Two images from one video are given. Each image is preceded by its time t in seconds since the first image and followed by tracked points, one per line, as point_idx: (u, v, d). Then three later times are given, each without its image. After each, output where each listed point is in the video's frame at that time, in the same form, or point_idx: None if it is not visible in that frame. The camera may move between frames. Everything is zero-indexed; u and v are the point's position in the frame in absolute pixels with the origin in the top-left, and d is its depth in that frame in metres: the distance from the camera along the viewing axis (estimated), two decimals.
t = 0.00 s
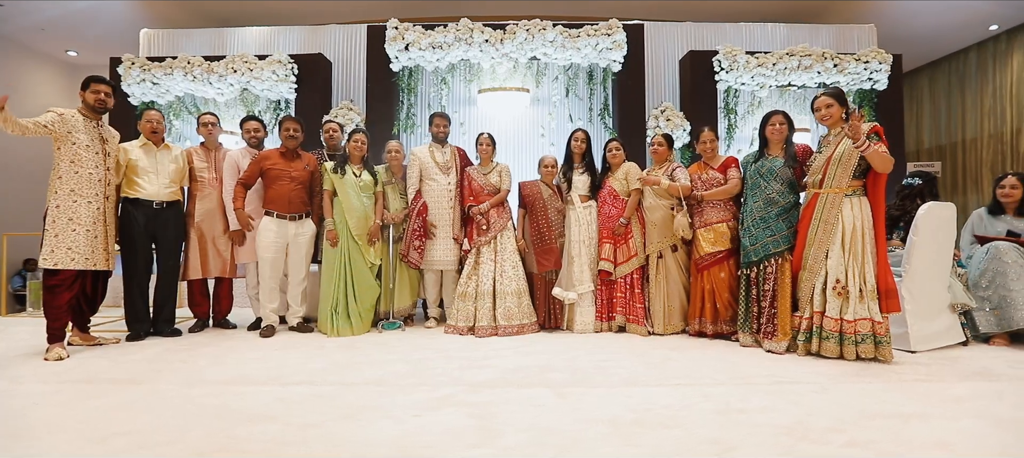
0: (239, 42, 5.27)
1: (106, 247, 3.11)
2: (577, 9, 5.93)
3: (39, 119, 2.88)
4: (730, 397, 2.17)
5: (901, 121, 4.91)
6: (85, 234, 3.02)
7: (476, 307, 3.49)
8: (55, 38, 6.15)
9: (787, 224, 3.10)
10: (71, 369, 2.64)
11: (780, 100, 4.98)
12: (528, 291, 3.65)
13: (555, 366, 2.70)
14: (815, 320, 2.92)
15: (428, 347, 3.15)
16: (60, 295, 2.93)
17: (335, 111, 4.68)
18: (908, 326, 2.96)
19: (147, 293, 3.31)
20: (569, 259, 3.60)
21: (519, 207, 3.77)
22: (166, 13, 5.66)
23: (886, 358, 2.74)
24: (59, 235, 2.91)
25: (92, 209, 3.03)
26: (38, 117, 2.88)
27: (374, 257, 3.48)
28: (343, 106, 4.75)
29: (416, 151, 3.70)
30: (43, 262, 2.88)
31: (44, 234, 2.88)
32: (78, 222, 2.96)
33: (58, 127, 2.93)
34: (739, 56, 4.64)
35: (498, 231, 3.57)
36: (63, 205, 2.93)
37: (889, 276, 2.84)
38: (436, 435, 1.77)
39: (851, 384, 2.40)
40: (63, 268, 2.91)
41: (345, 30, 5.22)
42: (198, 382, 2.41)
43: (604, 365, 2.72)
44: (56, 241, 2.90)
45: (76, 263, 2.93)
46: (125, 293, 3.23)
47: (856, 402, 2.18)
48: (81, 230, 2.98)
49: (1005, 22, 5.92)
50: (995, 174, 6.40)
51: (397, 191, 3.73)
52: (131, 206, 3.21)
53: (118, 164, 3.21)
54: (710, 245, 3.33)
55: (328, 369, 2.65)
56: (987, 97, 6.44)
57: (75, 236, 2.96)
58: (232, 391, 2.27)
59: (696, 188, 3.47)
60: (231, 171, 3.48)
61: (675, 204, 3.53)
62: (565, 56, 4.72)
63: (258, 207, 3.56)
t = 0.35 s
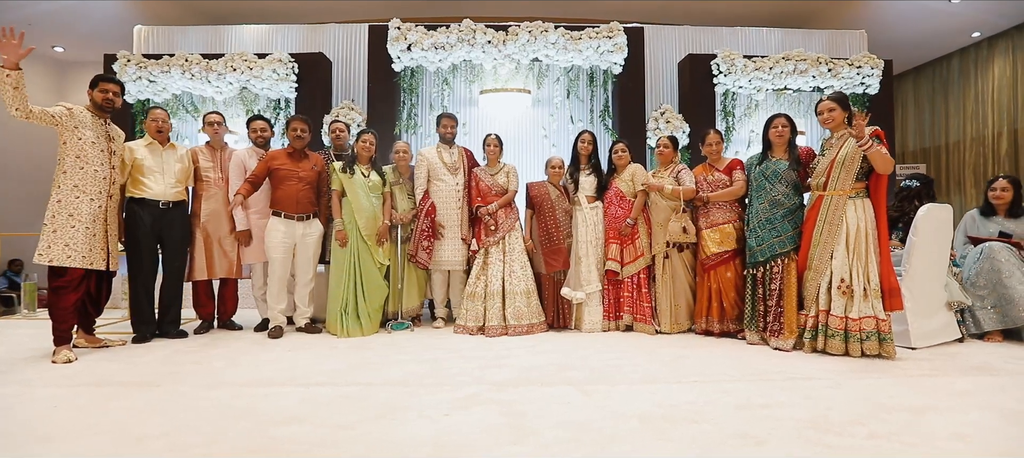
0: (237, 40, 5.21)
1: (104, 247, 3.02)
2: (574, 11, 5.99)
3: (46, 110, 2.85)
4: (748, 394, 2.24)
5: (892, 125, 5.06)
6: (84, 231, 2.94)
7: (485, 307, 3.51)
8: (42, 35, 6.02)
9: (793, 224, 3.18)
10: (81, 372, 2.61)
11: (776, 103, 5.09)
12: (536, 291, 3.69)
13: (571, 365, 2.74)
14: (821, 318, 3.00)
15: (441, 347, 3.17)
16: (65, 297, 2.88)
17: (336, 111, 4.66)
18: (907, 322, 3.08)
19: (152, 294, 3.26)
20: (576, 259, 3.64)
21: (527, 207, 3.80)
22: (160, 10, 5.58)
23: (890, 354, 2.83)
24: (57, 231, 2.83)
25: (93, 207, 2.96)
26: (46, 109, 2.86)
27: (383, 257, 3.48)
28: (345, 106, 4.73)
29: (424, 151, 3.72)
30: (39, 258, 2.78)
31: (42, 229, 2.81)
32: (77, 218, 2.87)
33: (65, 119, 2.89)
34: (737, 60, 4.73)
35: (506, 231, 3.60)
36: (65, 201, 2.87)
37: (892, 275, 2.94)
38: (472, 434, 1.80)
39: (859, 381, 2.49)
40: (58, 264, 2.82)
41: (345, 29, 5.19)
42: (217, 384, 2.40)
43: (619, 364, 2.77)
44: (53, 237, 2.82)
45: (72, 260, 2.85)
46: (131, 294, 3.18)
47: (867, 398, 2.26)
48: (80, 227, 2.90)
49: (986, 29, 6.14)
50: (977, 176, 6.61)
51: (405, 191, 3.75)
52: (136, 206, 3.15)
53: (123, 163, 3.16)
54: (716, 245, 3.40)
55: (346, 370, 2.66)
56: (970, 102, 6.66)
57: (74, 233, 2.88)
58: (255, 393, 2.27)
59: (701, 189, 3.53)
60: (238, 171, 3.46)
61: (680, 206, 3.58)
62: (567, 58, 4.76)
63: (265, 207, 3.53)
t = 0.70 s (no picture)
0: (234, 38, 5.16)
1: (105, 248, 2.97)
2: (572, 13, 6.04)
3: (52, 109, 2.83)
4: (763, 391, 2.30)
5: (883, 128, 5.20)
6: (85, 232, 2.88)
7: (494, 308, 3.53)
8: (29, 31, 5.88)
9: (797, 225, 3.26)
10: (93, 376, 2.57)
11: (772, 106, 5.20)
12: (544, 291, 3.72)
13: (586, 364, 2.78)
14: (825, 316, 3.08)
15: (453, 347, 3.18)
16: (71, 299, 2.83)
17: (337, 111, 4.63)
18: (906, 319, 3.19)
19: (158, 296, 3.22)
20: (583, 259, 3.68)
21: (533, 208, 3.84)
22: (153, 7, 5.48)
23: (893, 350, 2.93)
24: (58, 232, 2.77)
25: (96, 208, 2.91)
26: (52, 108, 2.83)
27: (392, 258, 3.48)
28: (346, 106, 4.71)
29: (431, 152, 3.73)
30: (37, 258, 2.73)
31: (42, 229, 2.76)
32: (79, 219, 2.83)
33: (71, 119, 2.86)
34: (735, 63, 4.80)
35: (514, 232, 3.62)
36: (67, 200, 2.82)
37: (893, 274, 3.04)
38: (505, 434, 1.83)
39: (866, 377, 2.57)
40: (56, 266, 2.76)
41: (344, 29, 5.16)
42: (236, 386, 2.39)
43: (632, 363, 2.82)
44: (54, 237, 2.77)
45: (71, 262, 2.79)
46: (137, 296, 3.13)
47: (877, 393, 2.34)
48: (81, 228, 2.85)
49: (969, 35, 6.35)
50: (960, 177, 6.83)
51: (412, 192, 3.74)
52: (142, 207, 3.11)
53: (129, 164, 3.11)
54: (721, 245, 3.47)
55: (363, 371, 2.66)
56: (954, 105, 6.87)
57: (75, 234, 2.83)
58: (277, 395, 2.26)
59: (706, 190, 3.60)
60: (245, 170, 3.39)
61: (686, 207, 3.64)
62: (568, 60, 4.80)
63: (273, 208, 3.50)
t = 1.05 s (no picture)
0: (229, 36, 5.09)
1: (109, 250, 2.90)
2: (568, 16, 6.10)
3: (56, 108, 2.76)
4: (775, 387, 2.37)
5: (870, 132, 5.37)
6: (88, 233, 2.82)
7: (500, 308, 3.56)
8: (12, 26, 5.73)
9: (797, 227, 3.35)
10: (103, 379, 2.54)
11: (765, 110, 5.32)
12: (549, 292, 3.76)
13: (598, 363, 2.83)
14: (825, 315, 3.17)
15: (463, 348, 3.20)
16: (76, 301, 2.77)
17: (336, 111, 4.60)
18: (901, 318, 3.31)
19: (163, 298, 3.18)
20: (587, 260, 3.73)
21: (538, 210, 3.88)
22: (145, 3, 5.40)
23: (890, 348, 3.03)
24: (61, 233, 2.70)
25: (99, 209, 2.85)
26: (56, 107, 2.76)
27: (398, 259, 3.48)
28: (346, 106, 4.69)
29: (437, 153, 3.73)
30: (40, 260, 2.67)
31: (45, 230, 2.69)
32: (83, 220, 2.76)
33: (76, 118, 2.79)
34: (730, 68, 4.91)
35: (519, 233, 3.64)
36: (70, 201, 2.75)
37: (890, 274, 3.15)
38: (533, 431, 1.87)
39: (868, 373, 2.67)
40: (59, 268, 2.69)
41: (342, 28, 5.12)
42: (253, 388, 2.38)
43: (642, 361, 2.88)
44: (57, 238, 2.70)
45: (75, 264, 2.71)
46: (141, 298, 3.09)
47: (881, 389, 2.43)
48: (85, 229, 2.78)
49: (950, 43, 6.58)
50: (941, 180, 7.06)
51: (417, 194, 3.75)
52: (147, 208, 3.07)
53: (133, 164, 3.06)
54: (723, 246, 3.55)
55: (378, 372, 2.67)
56: (934, 110, 7.12)
57: (79, 235, 2.76)
58: (297, 396, 2.26)
59: (707, 193, 3.67)
60: (250, 171, 3.38)
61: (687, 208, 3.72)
62: (568, 63, 4.85)
63: (278, 208, 3.48)
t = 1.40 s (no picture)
0: (223, 34, 5.02)
1: (111, 251, 2.84)
2: (562, 19, 6.16)
3: (57, 107, 2.69)
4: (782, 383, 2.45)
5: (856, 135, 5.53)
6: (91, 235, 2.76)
7: (505, 308, 3.59)
8: None
9: (794, 227, 3.45)
10: (111, 382, 2.50)
11: (756, 113, 5.44)
12: (552, 291, 3.80)
13: (607, 360, 2.88)
14: (822, 312, 3.27)
15: (471, 347, 3.22)
16: (78, 304, 2.70)
17: (334, 111, 4.58)
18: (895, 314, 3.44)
19: (165, 299, 3.13)
20: (590, 261, 3.78)
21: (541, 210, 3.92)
22: None
23: (884, 343, 3.14)
24: (64, 234, 2.64)
25: (101, 209, 2.79)
26: (57, 106, 2.69)
27: (404, 259, 3.49)
28: (344, 105, 4.66)
29: (441, 154, 3.75)
30: (42, 262, 2.61)
31: (46, 231, 2.62)
32: (85, 221, 2.70)
33: (77, 117, 2.73)
34: (723, 72, 5.02)
35: (523, 234, 3.67)
36: (72, 201, 2.68)
37: (883, 272, 3.26)
38: (558, 428, 1.90)
39: (867, 368, 2.77)
40: (61, 270, 2.63)
41: (338, 27, 5.09)
42: (268, 390, 2.37)
43: (649, 359, 2.94)
44: (59, 240, 2.64)
45: (77, 266, 2.66)
46: (144, 300, 3.05)
47: (881, 383, 2.53)
48: (87, 230, 2.72)
49: (928, 49, 6.82)
50: (919, 182, 7.31)
51: (421, 194, 3.77)
52: (150, 208, 3.02)
53: (135, 163, 3.01)
54: (722, 247, 3.63)
55: (391, 373, 2.68)
56: (913, 114, 7.38)
57: (81, 236, 2.69)
58: (315, 396, 2.27)
59: (705, 194, 3.75)
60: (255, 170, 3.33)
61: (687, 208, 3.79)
62: (565, 65, 4.91)
63: (282, 208, 3.45)
